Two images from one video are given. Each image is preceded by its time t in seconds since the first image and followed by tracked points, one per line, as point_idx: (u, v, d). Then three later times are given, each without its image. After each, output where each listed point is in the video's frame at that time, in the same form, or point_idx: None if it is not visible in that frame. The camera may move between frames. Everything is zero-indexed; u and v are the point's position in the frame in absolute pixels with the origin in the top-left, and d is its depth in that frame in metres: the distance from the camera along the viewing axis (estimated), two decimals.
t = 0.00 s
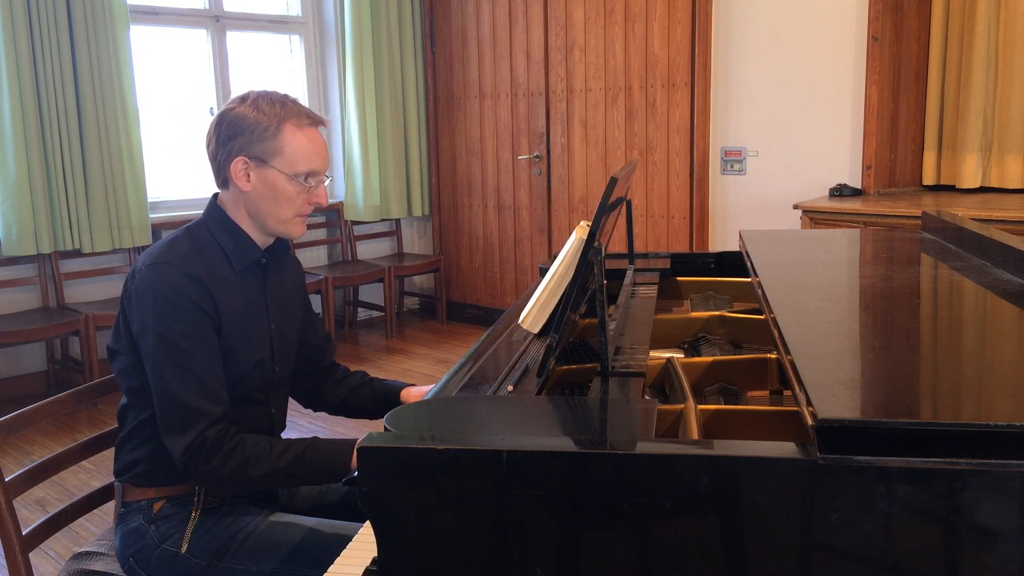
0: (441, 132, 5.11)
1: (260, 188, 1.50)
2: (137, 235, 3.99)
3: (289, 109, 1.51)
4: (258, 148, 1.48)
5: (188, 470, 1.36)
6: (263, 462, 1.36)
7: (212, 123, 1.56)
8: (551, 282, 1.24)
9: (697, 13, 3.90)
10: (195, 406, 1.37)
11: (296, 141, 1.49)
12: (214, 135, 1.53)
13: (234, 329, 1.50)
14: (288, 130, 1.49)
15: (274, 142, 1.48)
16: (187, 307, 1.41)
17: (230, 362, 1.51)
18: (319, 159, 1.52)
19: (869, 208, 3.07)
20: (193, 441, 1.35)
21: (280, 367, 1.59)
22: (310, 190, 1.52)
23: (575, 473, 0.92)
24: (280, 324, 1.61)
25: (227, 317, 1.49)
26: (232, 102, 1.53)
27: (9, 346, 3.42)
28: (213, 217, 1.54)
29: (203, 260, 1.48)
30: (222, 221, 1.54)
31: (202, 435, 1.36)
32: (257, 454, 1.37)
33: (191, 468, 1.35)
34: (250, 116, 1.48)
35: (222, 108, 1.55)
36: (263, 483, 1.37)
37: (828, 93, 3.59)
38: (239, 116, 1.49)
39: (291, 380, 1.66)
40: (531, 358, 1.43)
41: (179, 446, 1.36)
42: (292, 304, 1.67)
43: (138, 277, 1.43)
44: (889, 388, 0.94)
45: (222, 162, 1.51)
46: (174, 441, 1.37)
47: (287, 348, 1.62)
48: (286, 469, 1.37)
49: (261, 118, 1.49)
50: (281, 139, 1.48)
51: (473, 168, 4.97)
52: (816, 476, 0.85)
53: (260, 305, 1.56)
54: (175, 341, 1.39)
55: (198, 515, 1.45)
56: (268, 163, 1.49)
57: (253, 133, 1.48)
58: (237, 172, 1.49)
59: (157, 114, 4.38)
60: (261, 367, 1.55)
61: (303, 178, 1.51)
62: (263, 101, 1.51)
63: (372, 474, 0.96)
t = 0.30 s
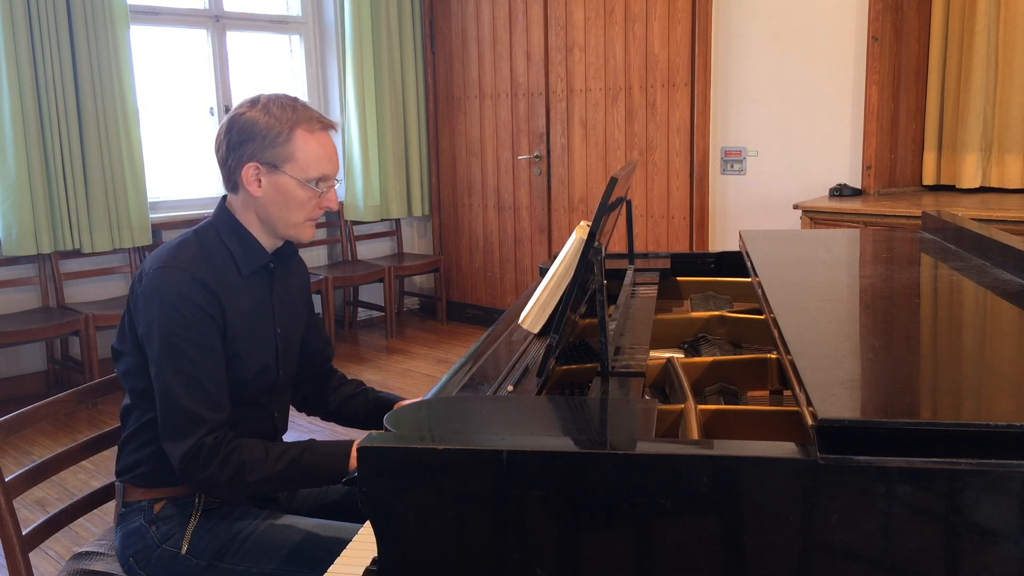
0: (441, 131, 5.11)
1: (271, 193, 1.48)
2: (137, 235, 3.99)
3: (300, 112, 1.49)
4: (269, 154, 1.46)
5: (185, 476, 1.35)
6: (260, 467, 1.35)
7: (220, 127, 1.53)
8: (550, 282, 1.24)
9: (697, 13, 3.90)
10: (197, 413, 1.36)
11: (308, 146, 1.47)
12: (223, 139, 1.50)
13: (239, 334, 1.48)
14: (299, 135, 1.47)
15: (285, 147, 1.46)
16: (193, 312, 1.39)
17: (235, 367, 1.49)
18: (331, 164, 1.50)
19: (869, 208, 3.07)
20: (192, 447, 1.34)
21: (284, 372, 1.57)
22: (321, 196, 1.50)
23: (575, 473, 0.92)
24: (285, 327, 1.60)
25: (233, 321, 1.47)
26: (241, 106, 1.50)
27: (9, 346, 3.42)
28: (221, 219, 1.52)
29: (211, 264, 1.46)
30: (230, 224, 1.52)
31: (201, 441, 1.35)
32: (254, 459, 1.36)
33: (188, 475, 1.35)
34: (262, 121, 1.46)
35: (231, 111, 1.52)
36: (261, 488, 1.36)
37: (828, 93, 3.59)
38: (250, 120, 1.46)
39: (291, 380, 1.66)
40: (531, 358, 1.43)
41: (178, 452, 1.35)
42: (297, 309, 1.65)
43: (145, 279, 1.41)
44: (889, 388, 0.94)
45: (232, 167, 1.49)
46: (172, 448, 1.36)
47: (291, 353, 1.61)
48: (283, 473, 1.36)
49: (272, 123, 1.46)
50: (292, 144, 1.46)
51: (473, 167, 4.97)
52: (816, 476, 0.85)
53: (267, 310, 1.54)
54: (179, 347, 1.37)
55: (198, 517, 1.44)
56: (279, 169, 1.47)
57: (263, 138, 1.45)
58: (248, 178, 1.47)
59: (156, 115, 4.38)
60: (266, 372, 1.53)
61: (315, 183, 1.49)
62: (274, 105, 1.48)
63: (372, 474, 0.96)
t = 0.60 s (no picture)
0: (441, 131, 5.11)
1: (296, 206, 1.46)
2: (137, 235, 3.99)
3: (325, 123, 1.46)
4: (295, 167, 1.44)
5: (179, 484, 1.32)
6: (255, 473, 1.33)
7: (243, 137, 1.51)
8: (550, 282, 1.23)
9: (697, 13, 3.90)
10: (197, 423, 1.34)
11: (333, 158, 1.45)
12: (247, 151, 1.48)
13: (251, 345, 1.45)
14: (324, 147, 1.45)
15: (311, 159, 1.44)
16: (205, 322, 1.37)
17: (243, 376, 1.46)
18: (356, 175, 1.47)
19: (869, 208, 3.07)
20: (187, 457, 1.32)
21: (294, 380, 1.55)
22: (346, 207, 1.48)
23: (576, 473, 0.92)
24: (300, 336, 1.56)
25: (246, 332, 1.44)
26: (265, 116, 1.47)
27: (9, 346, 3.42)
28: (242, 226, 1.50)
29: (227, 273, 1.44)
30: (250, 232, 1.49)
31: (197, 449, 1.32)
32: (249, 465, 1.33)
33: (184, 483, 1.32)
34: (287, 133, 1.44)
35: (254, 121, 1.49)
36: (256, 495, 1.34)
37: (828, 93, 3.59)
38: (275, 132, 1.44)
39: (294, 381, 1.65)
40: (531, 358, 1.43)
41: (173, 461, 1.33)
42: (312, 319, 1.61)
43: (160, 284, 1.39)
44: (888, 388, 0.94)
45: (256, 179, 1.47)
46: (168, 457, 1.33)
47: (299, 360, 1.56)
48: (278, 478, 1.34)
49: (298, 135, 1.44)
50: (318, 156, 1.44)
51: (473, 168, 4.97)
52: (816, 476, 0.85)
53: (281, 321, 1.51)
54: (186, 357, 1.34)
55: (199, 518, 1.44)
56: (305, 181, 1.44)
57: (289, 151, 1.43)
58: (273, 191, 1.45)
59: (156, 115, 4.38)
60: (274, 383, 1.51)
61: (340, 195, 1.46)
62: (298, 116, 1.46)
63: (372, 474, 0.96)
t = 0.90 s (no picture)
0: (441, 131, 5.11)
1: (321, 219, 1.46)
2: (137, 235, 3.98)
3: (348, 135, 1.45)
4: (321, 181, 1.43)
5: (179, 491, 1.31)
6: (254, 477, 1.32)
7: (262, 148, 1.48)
8: (550, 282, 1.23)
9: (697, 13, 3.90)
10: (202, 432, 1.32)
11: (358, 170, 1.44)
12: (267, 164, 1.45)
13: (263, 356, 1.44)
14: (349, 160, 1.44)
15: (337, 173, 1.43)
16: (219, 332, 1.36)
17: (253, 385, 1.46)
18: (379, 186, 1.47)
19: (869, 208, 3.07)
20: (189, 463, 1.30)
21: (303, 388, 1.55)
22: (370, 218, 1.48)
23: (575, 473, 0.92)
24: (312, 345, 1.55)
25: (259, 342, 1.43)
26: (285, 128, 1.45)
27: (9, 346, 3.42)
28: (261, 235, 1.49)
29: (243, 282, 1.43)
30: (269, 242, 1.48)
31: (201, 456, 1.31)
32: (248, 469, 1.33)
33: (184, 490, 1.30)
34: (312, 147, 1.42)
35: (273, 133, 1.46)
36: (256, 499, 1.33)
37: (828, 93, 3.59)
38: (299, 147, 1.42)
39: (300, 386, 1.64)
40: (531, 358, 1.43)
41: (174, 468, 1.31)
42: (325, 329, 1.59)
43: (176, 290, 1.38)
44: (888, 387, 0.94)
45: (280, 193, 1.45)
46: (170, 464, 1.31)
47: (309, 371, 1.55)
48: (277, 482, 1.34)
49: (323, 149, 1.43)
50: (344, 169, 1.43)
51: (473, 168, 4.97)
52: (816, 476, 0.85)
53: (295, 332, 1.50)
54: (197, 366, 1.33)
55: (200, 520, 1.43)
56: (331, 195, 1.44)
57: (315, 166, 1.42)
58: (298, 206, 1.44)
59: (157, 115, 4.38)
60: (282, 391, 1.50)
61: (365, 207, 1.46)
62: (320, 128, 1.44)
63: (371, 473, 0.96)
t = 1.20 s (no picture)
0: (441, 132, 5.11)
1: (333, 227, 1.46)
2: (137, 235, 3.98)
3: (360, 142, 1.45)
4: (333, 190, 1.42)
5: (189, 499, 1.31)
6: (261, 478, 1.32)
7: (272, 155, 1.47)
8: (550, 282, 1.23)
9: (697, 13, 3.90)
10: (208, 438, 1.32)
11: (370, 178, 1.44)
12: (279, 172, 1.45)
13: (270, 362, 1.44)
14: (361, 168, 1.44)
15: (349, 181, 1.43)
16: (226, 339, 1.36)
17: (257, 389, 1.46)
18: (390, 193, 1.47)
19: (869, 208, 3.07)
20: (196, 470, 1.30)
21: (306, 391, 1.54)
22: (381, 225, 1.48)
23: (575, 473, 0.92)
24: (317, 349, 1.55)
25: (266, 348, 1.43)
26: (297, 136, 1.44)
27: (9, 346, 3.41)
28: (270, 241, 1.48)
29: (252, 288, 1.42)
30: (279, 248, 1.48)
31: (208, 462, 1.31)
32: (256, 471, 1.33)
33: (194, 497, 1.30)
34: (324, 156, 1.41)
35: (284, 141, 1.46)
36: (265, 499, 1.33)
37: (828, 93, 3.59)
38: (311, 155, 1.42)
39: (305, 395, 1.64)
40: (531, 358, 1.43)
41: (182, 474, 1.31)
42: (330, 333, 1.59)
43: (184, 295, 1.38)
44: (888, 387, 0.94)
45: (291, 201, 1.44)
46: (178, 470, 1.32)
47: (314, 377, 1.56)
48: (284, 480, 1.33)
49: (335, 157, 1.42)
50: (356, 178, 1.43)
51: (473, 167, 4.97)
52: (816, 476, 0.85)
53: (302, 338, 1.50)
54: (205, 374, 1.33)
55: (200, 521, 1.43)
56: (343, 203, 1.44)
57: (328, 174, 1.42)
58: (310, 214, 1.44)
59: (156, 115, 4.38)
60: (287, 395, 1.50)
61: (377, 214, 1.46)
62: (332, 136, 1.44)
63: (371, 474, 0.96)
